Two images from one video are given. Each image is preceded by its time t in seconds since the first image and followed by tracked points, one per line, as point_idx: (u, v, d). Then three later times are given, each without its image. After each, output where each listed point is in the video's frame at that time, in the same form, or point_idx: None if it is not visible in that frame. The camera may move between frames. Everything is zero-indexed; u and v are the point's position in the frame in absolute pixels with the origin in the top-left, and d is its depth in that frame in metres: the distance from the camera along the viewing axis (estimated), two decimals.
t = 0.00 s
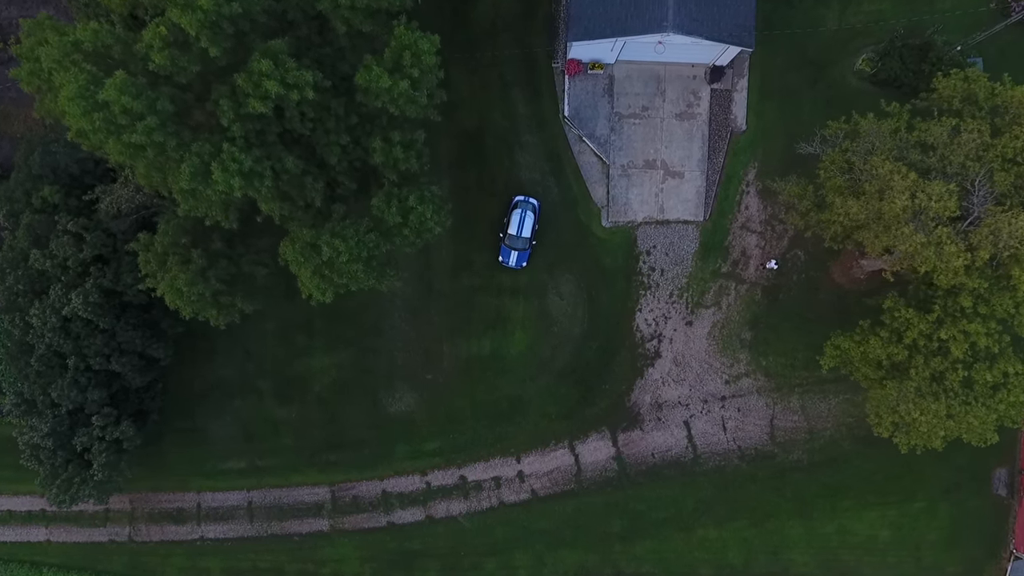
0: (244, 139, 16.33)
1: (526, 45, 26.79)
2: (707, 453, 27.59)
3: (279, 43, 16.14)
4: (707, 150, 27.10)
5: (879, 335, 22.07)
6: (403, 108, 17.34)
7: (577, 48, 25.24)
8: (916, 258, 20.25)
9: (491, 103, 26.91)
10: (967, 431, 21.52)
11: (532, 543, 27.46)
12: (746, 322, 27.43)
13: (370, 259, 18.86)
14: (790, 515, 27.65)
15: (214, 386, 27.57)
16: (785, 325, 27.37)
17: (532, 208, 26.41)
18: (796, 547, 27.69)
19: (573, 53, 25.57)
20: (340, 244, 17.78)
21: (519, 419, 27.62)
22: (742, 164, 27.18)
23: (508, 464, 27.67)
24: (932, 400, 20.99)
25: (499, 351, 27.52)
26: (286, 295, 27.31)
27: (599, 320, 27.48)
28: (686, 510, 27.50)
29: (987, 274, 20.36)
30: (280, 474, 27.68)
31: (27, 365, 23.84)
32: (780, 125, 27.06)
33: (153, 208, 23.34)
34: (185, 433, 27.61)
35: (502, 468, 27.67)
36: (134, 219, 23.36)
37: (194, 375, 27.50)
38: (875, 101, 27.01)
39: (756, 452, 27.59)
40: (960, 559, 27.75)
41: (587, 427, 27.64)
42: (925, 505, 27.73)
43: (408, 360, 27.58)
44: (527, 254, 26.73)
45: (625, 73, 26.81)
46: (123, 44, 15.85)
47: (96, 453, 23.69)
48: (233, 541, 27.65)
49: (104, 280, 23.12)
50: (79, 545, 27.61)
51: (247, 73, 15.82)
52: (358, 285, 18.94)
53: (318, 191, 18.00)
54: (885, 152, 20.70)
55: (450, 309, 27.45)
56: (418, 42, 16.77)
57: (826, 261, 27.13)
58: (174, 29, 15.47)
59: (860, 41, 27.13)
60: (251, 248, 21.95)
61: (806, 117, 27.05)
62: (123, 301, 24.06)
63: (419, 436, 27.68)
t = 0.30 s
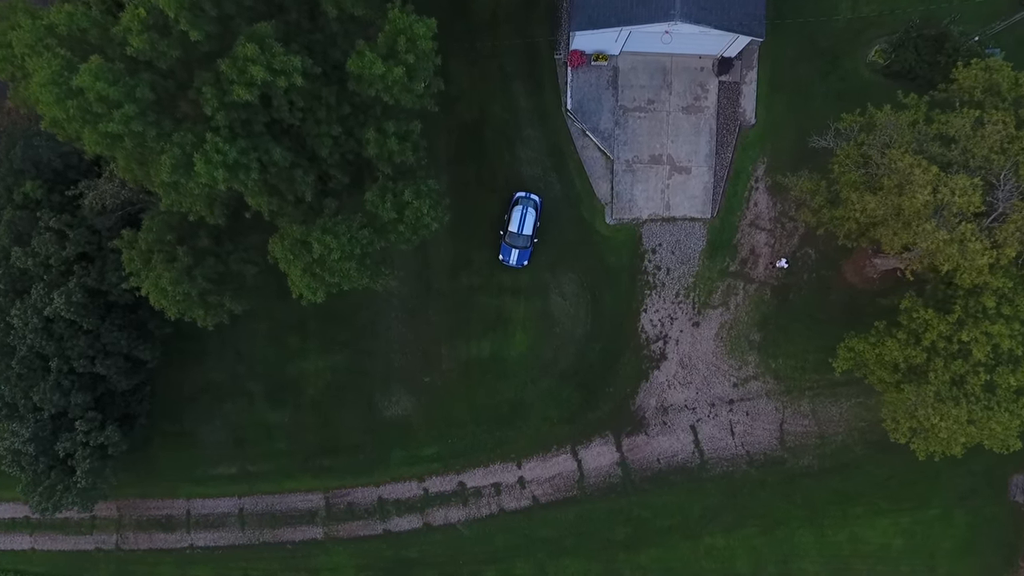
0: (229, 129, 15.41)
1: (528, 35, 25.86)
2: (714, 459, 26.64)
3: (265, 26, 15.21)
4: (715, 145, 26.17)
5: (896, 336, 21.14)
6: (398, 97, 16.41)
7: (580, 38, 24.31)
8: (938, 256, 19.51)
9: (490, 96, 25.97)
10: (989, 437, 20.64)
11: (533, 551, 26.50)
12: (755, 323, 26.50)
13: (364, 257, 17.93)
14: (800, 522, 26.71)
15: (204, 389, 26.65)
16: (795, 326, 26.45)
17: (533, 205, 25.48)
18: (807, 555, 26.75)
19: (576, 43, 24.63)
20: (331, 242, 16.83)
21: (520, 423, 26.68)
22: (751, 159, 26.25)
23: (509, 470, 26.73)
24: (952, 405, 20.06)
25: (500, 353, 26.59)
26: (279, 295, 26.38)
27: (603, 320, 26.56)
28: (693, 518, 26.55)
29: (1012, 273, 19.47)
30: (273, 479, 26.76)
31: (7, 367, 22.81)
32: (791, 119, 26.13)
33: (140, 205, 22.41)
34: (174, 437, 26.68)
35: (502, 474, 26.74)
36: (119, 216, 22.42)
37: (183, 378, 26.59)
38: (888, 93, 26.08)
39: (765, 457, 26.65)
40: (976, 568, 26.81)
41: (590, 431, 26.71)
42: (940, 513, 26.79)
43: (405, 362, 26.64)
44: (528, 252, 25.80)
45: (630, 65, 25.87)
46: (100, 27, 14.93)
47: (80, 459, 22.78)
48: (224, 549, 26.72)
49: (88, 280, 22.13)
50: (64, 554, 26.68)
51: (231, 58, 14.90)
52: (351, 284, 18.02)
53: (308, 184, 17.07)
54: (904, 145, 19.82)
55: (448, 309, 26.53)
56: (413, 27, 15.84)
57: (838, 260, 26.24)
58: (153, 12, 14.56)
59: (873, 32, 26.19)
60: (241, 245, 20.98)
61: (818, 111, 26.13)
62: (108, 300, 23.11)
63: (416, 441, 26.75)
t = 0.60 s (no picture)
0: (211, 117, 14.41)
1: (529, 24, 24.85)
2: (723, 465, 25.64)
3: (249, 7, 14.21)
4: (723, 139, 25.18)
5: (915, 338, 20.17)
6: (392, 84, 15.40)
7: (584, 27, 23.29)
8: (963, 253, 18.64)
9: (490, 87, 24.96)
10: (1015, 444, 19.64)
11: (535, 561, 25.48)
12: (765, 323, 25.51)
13: (356, 254, 16.94)
14: (812, 531, 25.71)
15: (193, 392, 25.66)
16: (806, 327, 25.49)
17: (535, 201, 24.49)
18: (819, 565, 25.74)
19: (580, 33, 23.62)
20: (321, 237, 15.85)
21: (521, 428, 25.69)
22: (762, 153, 25.26)
23: (509, 477, 25.73)
24: (976, 410, 19.15)
25: (500, 355, 25.60)
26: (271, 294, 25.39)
27: (607, 321, 25.57)
28: (701, 526, 25.54)
29: None
30: (264, 486, 25.76)
31: None
32: (803, 111, 25.13)
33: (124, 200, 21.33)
34: (161, 442, 25.68)
35: (503, 481, 25.73)
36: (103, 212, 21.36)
37: (171, 380, 25.60)
38: (905, 85, 25.08)
39: (775, 463, 25.65)
40: None
41: (594, 436, 25.71)
42: (957, 521, 25.79)
43: (401, 365, 25.65)
44: (530, 250, 24.82)
45: (636, 56, 24.87)
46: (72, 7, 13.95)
47: (60, 466, 21.79)
48: (213, 558, 25.71)
49: (69, 278, 21.05)
50: (48, 563, 25.67)
51: (212, 41, 13.90)
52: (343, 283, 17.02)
53: (296, 177, 16.09)
54: (925, 137, 18.95)
55: (446, 309, 25.54)
56: (408, 8, 14.83)
57: (851, 258, 25.28)
58: None
59: (889, 21, 25.16)
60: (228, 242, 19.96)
61: (831, 104, 25.13)
62: (90, 300, 22.07)
63: (413, 446, 25.75)
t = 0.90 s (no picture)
0: (189, 102, 13.37)
1: (530, 12, 23.81)
2: (733, 472, 24.59)
3: None
4: (733, 132, 24.13)
5: (938, 341, 19.19)
6: (384, 68, 14.35)
7: (588, 15, 22.24)
8: (993, 250, 17.81)
9: (490, 78, 23.92)
10: None
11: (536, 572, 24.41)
12: (777, 324, 24.47)
13: (347, 250, 15.88)
14: (826, 541, 24.64)
15: (180, 395, 24.64)
16: (819, 328, 24.46)
17: (537, 197, 23.45)
18: None
19: (584, 20, 22.57)
20: (307, 233, 14.80)
21: (522, 433, 24.64)
22: (773, 147, 24.21)
23: (509, 484, 24.68)
24: (1005, 417, 18.23)
25: (500, 357, 24.56)
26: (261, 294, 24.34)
27: (612, 322, 24.53)
28: (709, 536, 24.47)
29: None
30: (254, 494, 24.71)
31: None
32: (816, 103, 24.07)
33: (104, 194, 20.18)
34: (147, 448, 24.65)
35: (503, 489, 24.68)
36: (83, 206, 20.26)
37: (157, 384, 24.57)
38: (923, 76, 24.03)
39: (787, 470, 24.61)
40: None
41: (598, 442, 24.67)
42: (976, 530, 24.74)
43: (397, 368, 24.61)
44: (531, 248, 23.78)
45: (642, 45, 23.83)
46: None
47: (38, 474, 20.71)
48: (201, 569, 24.66)
49: (48, 278, 19.92)
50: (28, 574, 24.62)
51: (188, 19, 12.90)
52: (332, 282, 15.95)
53: (282, 168, 15.09)
54: (951, 128, 17.97)
55: (444, 309, 24.50)
56: None
57: (866, 257, 24.26)
58: None
59: (906, 9, 24.10)
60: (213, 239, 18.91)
61: (846, 96, 24.08)
62: (70, 300, 21.03)
63: (410, 452, 24.71)
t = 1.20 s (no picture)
0: (165, 85, 12.34)
1: None
2: (744, 479, 23.55)
3: None
4: (745, 124, 23.10)
5: (964, 343, 18.34)
6: (376, 49, 13.30)
7: (594, 1, 21.22)
8: None
9: (491, 67, 22.87)
10: None
11: None
12: (790, 326, 23.45)
13: (337, 246, 14.85)
14: (841, 552, 23.59)
15: (166, 399, 23.59)
16: (835, 329, 23.43)
17: (540, 192, 22.44)
18: None
19: (589, 7, 21.55)
20: (296, 229, 13.82)
21: (524, 439, 23.60)
22: (787, 140, 23.18)
23: (511, 492, 23.64)
24: None
25: (501, 360, 23.53)
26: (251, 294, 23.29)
27: (618, 323, 23.49)
28: (720, 547, 23.41)
29: None
30: (244, 502, 23.67)
31: None
32: (832, 95, 23.04)
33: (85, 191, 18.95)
34: (133, 454, 23.60)
35: (504, 497, 23.64)
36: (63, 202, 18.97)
37: (143, 387, 23.52)
38: (943, 67, 22.99)
39: (800, 478, 23.57)
40: None
41: (603, 448, 23.63)
42: (997, 540, 23.71)
43: (393, 370, 23.57)
44: (534, 245, 22.76)
45: (649, 33, 22.80)
46: None
47: (14, 484, 19.65)
48: None
49: (24, 276, 18.83)
50: None
51: None
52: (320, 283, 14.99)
53: (267, 157, 14.05)
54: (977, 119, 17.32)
55: (442, 310, 23.46)
56: None
57: (883, 255, 23.23)
58: None
59: None
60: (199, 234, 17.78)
61: (862, 86, 23.04)
62: (49, 300, 19.94)
63: (407, 458, 23.67)
